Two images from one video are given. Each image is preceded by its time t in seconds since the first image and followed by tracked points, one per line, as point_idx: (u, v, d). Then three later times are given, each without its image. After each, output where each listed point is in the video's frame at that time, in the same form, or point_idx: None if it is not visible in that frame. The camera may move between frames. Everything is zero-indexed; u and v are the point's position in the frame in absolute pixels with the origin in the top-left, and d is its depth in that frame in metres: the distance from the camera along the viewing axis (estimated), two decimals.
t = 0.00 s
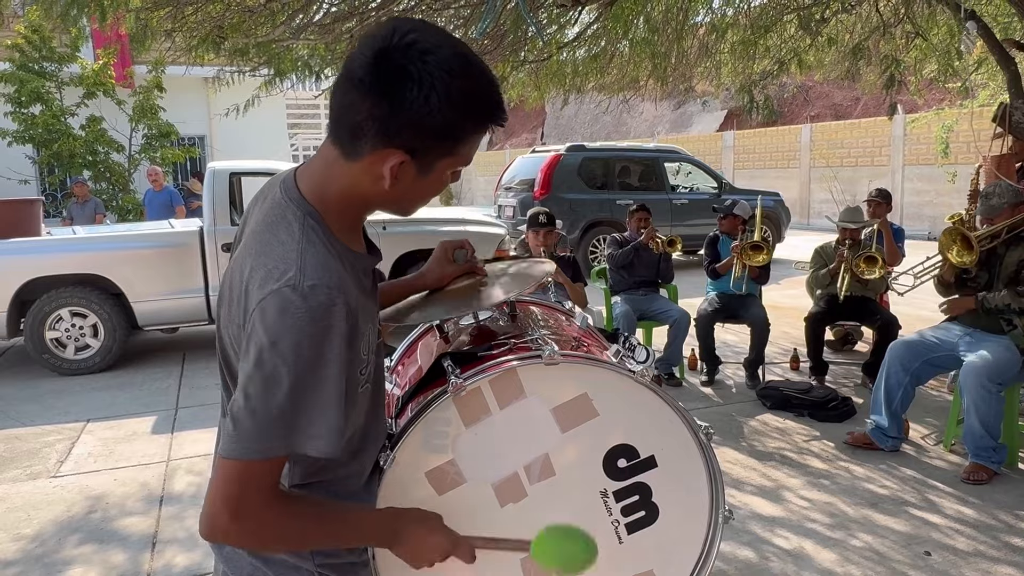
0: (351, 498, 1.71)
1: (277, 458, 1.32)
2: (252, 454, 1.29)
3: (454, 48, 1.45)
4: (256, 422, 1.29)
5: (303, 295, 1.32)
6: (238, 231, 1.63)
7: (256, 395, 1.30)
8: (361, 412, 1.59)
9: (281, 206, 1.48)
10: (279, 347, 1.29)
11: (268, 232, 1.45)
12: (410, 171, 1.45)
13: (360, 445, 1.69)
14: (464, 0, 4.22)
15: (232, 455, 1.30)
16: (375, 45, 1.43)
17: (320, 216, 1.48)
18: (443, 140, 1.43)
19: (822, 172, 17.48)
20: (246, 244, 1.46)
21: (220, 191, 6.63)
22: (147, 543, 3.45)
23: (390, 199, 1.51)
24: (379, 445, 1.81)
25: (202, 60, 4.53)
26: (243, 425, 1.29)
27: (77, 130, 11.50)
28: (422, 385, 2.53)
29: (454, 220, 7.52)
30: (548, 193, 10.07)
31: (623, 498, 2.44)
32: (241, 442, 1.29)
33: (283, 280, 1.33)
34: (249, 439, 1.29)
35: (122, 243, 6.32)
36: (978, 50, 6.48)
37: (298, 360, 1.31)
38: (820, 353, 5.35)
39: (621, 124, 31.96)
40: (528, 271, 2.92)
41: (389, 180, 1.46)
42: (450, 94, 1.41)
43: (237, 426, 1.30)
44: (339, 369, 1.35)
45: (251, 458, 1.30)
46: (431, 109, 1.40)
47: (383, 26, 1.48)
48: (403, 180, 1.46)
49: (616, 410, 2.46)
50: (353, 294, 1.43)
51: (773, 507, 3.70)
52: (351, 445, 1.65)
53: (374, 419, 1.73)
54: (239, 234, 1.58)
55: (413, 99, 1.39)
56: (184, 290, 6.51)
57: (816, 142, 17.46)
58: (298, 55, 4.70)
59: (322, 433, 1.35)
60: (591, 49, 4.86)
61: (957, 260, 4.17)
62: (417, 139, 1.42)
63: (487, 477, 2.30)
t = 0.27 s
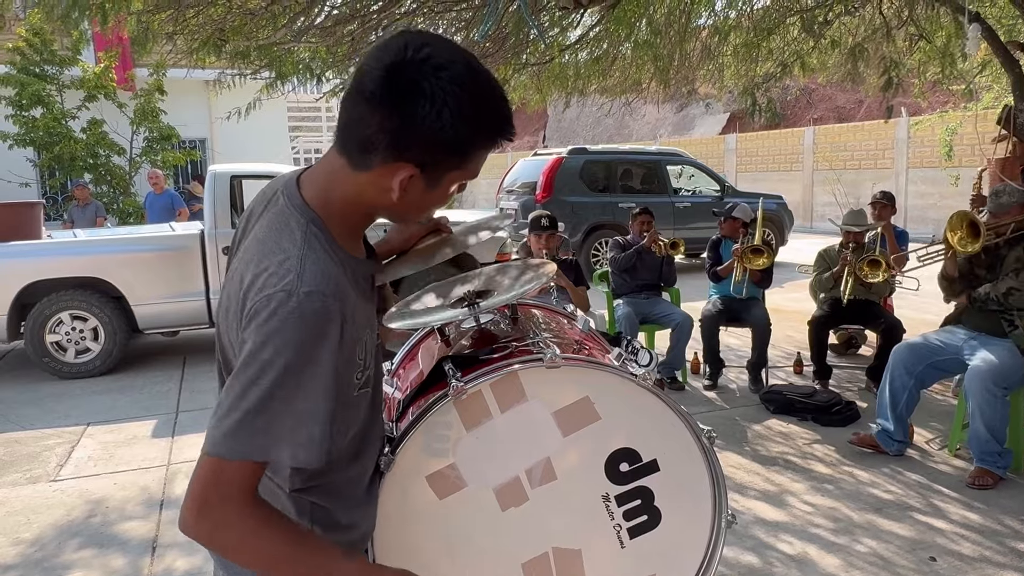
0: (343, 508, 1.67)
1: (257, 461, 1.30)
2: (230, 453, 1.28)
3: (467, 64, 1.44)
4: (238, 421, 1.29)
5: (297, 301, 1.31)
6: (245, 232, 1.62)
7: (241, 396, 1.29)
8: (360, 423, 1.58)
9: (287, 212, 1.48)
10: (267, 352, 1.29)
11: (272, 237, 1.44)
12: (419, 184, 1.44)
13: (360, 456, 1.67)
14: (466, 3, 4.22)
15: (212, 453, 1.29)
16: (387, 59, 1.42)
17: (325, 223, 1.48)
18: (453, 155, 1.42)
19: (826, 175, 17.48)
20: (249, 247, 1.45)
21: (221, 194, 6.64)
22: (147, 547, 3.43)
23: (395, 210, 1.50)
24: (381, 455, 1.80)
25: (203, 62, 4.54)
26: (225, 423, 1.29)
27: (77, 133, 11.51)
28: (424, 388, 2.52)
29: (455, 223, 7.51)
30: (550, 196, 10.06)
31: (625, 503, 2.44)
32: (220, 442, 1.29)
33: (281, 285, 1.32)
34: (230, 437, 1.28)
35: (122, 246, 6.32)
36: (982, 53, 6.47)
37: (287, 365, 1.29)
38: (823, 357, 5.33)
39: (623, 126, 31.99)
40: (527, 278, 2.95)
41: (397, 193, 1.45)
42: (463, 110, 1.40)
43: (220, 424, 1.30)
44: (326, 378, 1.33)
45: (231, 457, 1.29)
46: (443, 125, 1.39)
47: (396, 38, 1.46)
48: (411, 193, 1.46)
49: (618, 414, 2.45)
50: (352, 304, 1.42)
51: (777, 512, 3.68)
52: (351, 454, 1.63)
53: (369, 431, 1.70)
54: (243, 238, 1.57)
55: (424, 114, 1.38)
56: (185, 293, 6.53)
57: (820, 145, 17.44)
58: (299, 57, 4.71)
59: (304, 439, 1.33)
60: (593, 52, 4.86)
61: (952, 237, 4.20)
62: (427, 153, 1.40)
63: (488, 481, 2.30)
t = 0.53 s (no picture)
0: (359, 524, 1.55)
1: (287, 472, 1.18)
2: (259, 470, 1.16)
3: (418, 24, 1.34)
4: (259, 435, 1.16)
5: (289, 297, 1.20)
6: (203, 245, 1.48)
7: (255, 408, 1.17)
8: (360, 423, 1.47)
9: (252, 210, 1.34)
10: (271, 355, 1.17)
11: (242, 238, 1.31)
12: (387, 158, 1.32)
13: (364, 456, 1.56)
14: None
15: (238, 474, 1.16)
16: (335, 31, 1.31)
17: (295, 217, 1.35)
18: (420, 121, 1.31)
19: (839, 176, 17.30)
20: (221, 254, 1.32)
21: (213, 196, 6.52)
22: (134, 562, 3.30)
23: (368, 191, 1.37)
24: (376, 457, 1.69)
25: (195, 59, 4.42)
26: (244, 442, 1.16)
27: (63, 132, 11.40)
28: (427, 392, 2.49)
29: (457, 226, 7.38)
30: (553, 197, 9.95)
31: (633, 518, 2.38)
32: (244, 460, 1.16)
33: (267, 284, 1.21)
34: (254, 454, 1.16)
35: (111, 249, 6.21)
36: (1001, 50, 6.31)
37: (294, 365, 1.18)
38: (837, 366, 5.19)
39: (631, 125, 31.83)
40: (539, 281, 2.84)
41: (365, 171, 1.33)
42: (423, 71, 1.30)
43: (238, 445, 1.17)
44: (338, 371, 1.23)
45: (258, 474, 1.16)
46: (403, 89, 1.28)
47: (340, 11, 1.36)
48: (380, 169, 1.33)
49: (627, 424, 2.40)
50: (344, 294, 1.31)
51: (789, 526, 3.53)
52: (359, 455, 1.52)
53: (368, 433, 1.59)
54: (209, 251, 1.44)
55: (383, 79, 1.27)
56: (177, 298, 6.39)
57: (834, 145, 17.28)
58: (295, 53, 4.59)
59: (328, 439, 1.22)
60: (598, 48, 4.73)
61: (969, 225, 4.19)
62: (393, 120, 1.29)
63: (491, 491, 2.26)
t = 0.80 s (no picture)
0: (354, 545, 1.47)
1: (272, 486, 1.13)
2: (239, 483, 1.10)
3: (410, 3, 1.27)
4: (244, 447, 1.11)
5: (281, 300, 1.14)
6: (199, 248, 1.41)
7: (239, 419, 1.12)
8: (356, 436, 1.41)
9: (248, 210, 1.27)
10: (259, 362, 1.11)
11: (235, 238, 1.25)
12: (388, 145, 1.25)
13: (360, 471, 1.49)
14: None
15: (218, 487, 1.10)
16: (323, 19, 1.25)
17: (293, 218, 1.27)
18: (418, 104, 1.24)
19: (855, 176, 17.09)
20: (213, 256, 1.26)
21: (202, 199, 6.30)
22: None
23: (369, 185, 1.29)
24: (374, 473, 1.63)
25: (184, 55, 4.26)
26: (229, 450, 1.10)
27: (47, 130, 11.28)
28: (427, 405, 2.58)
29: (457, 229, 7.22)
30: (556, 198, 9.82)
31: (640, 536, 2.53)
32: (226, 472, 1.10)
33: (255, 288, 1.14)
34: (236, 468, 1.10)
35: (95, 253, 6.08)
36: None
37: (284, 374, 1.12)
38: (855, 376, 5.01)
39: (638, 122, 31.61)
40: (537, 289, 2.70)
41: (367, 162, 1.25)
42: (418, 50, 1.23)
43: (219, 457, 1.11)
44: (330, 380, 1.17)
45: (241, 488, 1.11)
46: (399, 68, 1.21)
47: None
48: (381, 160, 1.26)
49: (631, 440, 2.53)
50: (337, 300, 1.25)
51: (804, 543, 3.38)
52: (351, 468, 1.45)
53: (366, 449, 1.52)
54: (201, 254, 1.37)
55: (375, 60, 1.20)
56: (165, 304, 6.24)
57: (850, 143, 17.13)
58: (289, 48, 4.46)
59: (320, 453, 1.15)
60: (604, 43, 4.60)
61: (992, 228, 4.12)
62: (390, 104, 1.21)
63: (495, 507, 2.43)
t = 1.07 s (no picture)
0: (342, 551, 1.60)
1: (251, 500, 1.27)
2: (221, 498, 1.25)
3: None
4: (229, 461, 1.25)
5: (275, 320, 1.25)
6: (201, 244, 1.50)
7: (226, 431, 1.25)
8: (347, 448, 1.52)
9: (248, 216, 1.37)
10: (251, 380, 1.24)
11: (233, 244, 1.35)
12: (387, 146, 1.35)
13: (349, 483, 1.60)
14: None
15: (201, 499, 1.25)
16: (321, 17, 1.34)
17: (294, 223, 1.37)
18: (413, 102, 1.34)
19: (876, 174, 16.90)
20: (209, 261, 1.36)
21: (185, 196, 6.21)
22: None
23: (369, 190, 1.39)
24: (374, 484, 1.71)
25: (167, 47, 4.12)
26: (212, 467, 1.25)
27: (20, 126, 10.78)
28: (427, 419, 2.38)
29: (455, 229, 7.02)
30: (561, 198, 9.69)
31: (652, 559, 2.34)
32: (212, 484, 1.24)
33: (253, 302, 1.25)
34: (219, 481, 1.25)
35: (71, 257, 5.91)
36: None
37: (273, 395, 1.25)
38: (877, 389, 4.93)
39: (648, 117, 31.37)
40: (545, 294, 2.52)
41: (367, 165, 1.35)
42: (414, 47, 1.33)
43: (205, 468, 1.25)
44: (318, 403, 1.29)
45: (222, 501, 1.26)
46: (396, 65, 1.32)
47: None
48: (381, 161, 1.36)
49: (644, 455, 2.34)
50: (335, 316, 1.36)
51: (825, 566, 3.20)
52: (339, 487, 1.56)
53: (361, 464, 1.62)
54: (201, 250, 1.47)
55: (374, 57, 1.31)
56: (146, 311, 6.09)
57: (873, 140, 16.93)
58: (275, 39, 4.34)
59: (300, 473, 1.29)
60: (612, 36, 4.44)
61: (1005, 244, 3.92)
62: (387, 105, 1.32)
63: (498, 527, 2.23)
